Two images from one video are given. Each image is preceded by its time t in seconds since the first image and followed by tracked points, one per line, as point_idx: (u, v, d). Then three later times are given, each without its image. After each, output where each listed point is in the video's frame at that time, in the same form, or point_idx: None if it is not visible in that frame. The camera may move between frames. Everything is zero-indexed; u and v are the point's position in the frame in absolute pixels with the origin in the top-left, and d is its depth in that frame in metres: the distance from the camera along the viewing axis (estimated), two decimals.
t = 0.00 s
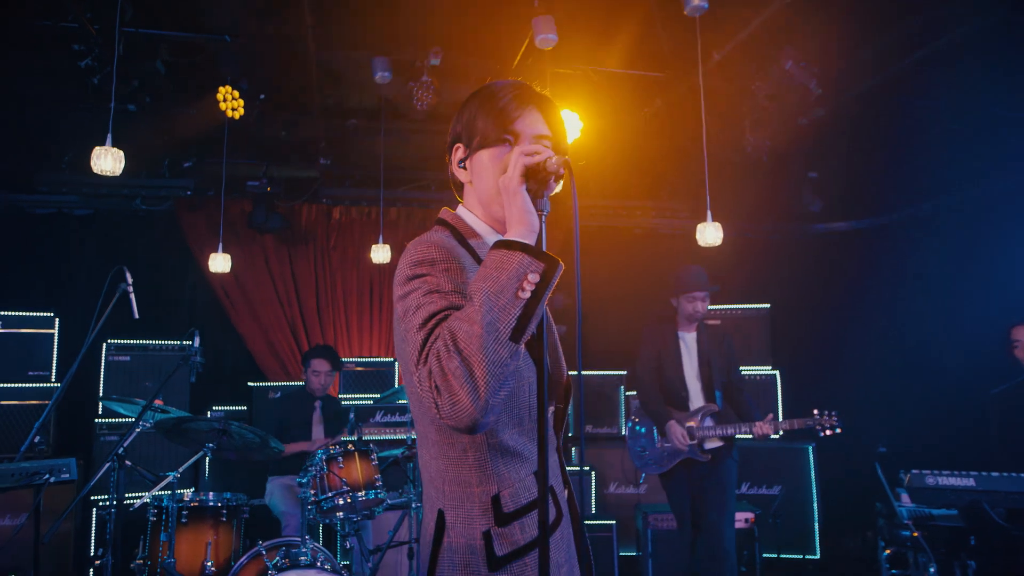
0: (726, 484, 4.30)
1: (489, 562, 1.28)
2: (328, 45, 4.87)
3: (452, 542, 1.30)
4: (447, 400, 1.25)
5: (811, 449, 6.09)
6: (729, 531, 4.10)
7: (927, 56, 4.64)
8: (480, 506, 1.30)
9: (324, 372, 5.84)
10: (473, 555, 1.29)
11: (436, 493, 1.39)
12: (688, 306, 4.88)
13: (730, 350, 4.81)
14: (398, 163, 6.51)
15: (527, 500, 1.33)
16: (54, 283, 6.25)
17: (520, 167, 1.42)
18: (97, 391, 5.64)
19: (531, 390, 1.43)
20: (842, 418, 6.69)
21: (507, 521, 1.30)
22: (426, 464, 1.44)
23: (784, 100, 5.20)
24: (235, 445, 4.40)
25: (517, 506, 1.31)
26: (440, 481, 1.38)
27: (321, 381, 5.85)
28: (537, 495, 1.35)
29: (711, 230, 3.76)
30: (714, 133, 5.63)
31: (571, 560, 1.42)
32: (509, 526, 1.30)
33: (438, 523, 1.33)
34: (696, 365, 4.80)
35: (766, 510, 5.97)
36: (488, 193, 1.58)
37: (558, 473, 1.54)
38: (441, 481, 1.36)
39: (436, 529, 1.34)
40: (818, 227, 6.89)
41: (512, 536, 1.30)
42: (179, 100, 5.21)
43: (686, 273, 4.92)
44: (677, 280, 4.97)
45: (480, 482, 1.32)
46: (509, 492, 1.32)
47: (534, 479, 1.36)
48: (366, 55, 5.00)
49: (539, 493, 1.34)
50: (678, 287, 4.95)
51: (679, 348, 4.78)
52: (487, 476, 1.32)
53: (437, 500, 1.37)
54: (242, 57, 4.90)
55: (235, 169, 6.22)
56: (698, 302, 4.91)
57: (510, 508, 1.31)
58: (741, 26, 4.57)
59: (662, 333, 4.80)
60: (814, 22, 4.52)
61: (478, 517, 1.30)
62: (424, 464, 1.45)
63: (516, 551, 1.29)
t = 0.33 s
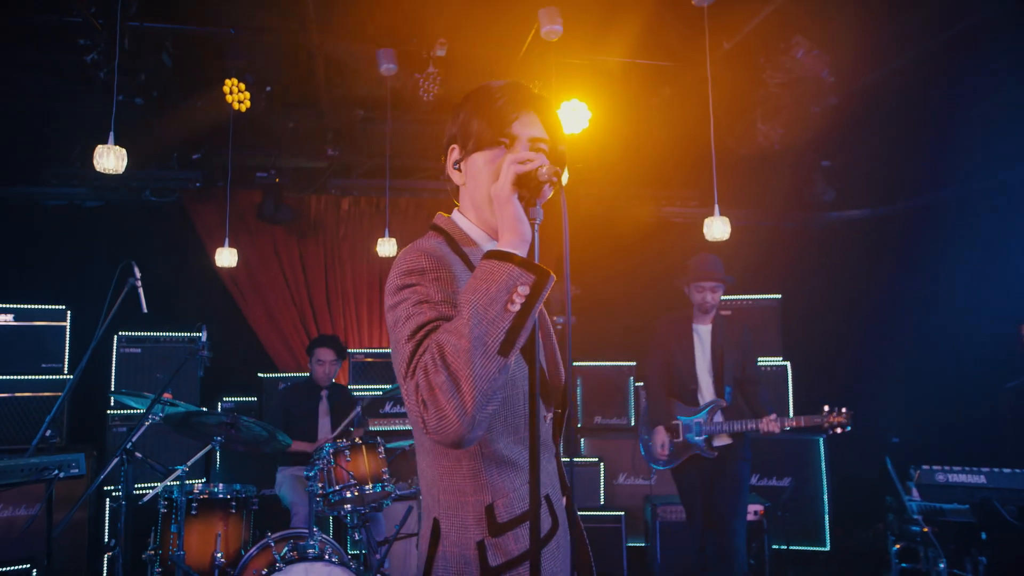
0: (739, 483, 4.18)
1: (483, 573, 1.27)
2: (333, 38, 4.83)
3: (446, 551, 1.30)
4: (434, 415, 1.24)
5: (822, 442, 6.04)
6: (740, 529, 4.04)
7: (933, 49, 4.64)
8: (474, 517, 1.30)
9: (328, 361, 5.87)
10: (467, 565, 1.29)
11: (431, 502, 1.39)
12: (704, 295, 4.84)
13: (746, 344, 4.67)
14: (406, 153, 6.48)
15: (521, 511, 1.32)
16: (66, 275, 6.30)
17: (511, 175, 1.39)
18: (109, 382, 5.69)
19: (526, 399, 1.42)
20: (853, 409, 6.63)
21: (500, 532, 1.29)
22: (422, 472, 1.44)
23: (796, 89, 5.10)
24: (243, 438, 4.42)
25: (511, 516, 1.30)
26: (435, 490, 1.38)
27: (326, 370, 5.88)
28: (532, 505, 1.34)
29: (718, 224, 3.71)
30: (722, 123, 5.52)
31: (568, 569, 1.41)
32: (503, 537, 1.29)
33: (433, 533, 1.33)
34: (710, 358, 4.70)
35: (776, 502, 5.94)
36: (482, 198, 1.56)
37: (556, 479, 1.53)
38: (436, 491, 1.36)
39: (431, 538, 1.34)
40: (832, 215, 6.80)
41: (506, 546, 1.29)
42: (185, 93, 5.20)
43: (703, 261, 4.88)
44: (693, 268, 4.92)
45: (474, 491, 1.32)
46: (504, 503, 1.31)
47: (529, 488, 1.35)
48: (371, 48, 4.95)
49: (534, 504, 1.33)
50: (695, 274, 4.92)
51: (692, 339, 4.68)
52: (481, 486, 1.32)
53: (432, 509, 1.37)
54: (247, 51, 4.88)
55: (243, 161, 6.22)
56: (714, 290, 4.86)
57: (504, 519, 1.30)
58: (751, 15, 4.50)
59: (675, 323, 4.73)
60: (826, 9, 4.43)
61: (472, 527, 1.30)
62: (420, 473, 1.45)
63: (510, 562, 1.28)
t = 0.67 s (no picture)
0: (755, 478, 4.16)
1: None
2: (336, 32, 4.80)
3: (439, 562, 1.31)
4: (416, 432, 1.24)
5: (832, 435, 6.00)
6: (753, 528, 4.01)
7: (937, 46, 4.67)
8: (466, 528, 1.30)
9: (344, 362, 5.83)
10: None
11: (425, 511, 1.40)
12: (719, 287, 4.69)
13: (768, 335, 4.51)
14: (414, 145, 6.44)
15: (513, 522, 1.32)
16: (78, 268, 6.35)
17: (497, 188, 1.36)
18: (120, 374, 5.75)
19: (516, 411, 1.42)
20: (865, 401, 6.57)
21: (492, 543, 1.29)
22: (416, 480, 1.45)
23: (806, 79, 5.01)
24: (251, 432, 4.45)
25: (503, 528, 1.30)
26: (429, 500, 1.38)
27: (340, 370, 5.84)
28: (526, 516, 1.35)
29: (724, 221, 3.67)
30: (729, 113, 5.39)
31: None
32: (495, 548, 1.29)
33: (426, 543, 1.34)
34: (724, 351, 4.59)
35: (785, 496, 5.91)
36: (473, 206, 1.54)
37: (552, 488, 1.53)
38: (430, 501, 1.37)
39: (425, 548, 1.35)
40: (845, 204, 6.70)
41: (498, 558, 1.29)
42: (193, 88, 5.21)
43: (719, 252, 4.73)
44: (707, 258, 4.78)
45: (465, 502, 1.32)
46: (496, 514, 1.31)
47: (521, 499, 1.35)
48: (375, 40, 4.91)
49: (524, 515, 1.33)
50: (710, 265, 4.77)
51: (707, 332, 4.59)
52: (473, 497, 1.32)
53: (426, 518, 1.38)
54: (250, 45, 4.87)
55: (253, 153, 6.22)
56: (728, 282, 4.73)
57: (496, 530, 1.30)
58: (758, 6, 4.43)
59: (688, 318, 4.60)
60: None
61: (464, 538, 1.30)
62: (415, 481, 1.46)
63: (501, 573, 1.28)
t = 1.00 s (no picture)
0: (768, 478, 4.05)
1: None
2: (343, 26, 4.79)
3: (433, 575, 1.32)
4: (405, 453, 1.23)
5: (845, 429, 5.94)
6: (763, 528, 3.97)
7: (953, 36, 4.59)
8: (461, 542, 1.31)
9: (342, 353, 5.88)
10: None
11: (421, 522, 1.40)
12: (730, 286, 4.44)
13: (789, 330, 4.20)
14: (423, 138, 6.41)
15: (506, 536, 1.32)
16: (92, 262, 6.41)
17: (485, 204, 1.34)
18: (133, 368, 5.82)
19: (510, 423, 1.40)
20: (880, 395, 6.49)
21: (486, 558, 1.29)
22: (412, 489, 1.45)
23: (819, 70, 4.92)
24: (260, 428, 4.48)
25: (497, 542, 1.30)
26: (424, 511, 1.39)
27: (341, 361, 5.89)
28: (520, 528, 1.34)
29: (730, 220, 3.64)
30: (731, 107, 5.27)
31: None
32: (489, 563, 1.29)
33: (422, 554, 1.35)
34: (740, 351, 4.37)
35: (796, 491, 5.87)
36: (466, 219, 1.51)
37: (548, 497, 1.52)
38: (425, 512, 1.37)
39: (420, 560, 1.36)
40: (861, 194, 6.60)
41: (492, 572, 1.30)
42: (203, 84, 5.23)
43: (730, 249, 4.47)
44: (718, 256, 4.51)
45: (460, 516, 1.32)
46: (490, 528, 1.31)
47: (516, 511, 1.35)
48: (382, 35, 4.89)
49: (517, 529, 1.32)
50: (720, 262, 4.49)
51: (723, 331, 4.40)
52: (467, 511, 1.32)
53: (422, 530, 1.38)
54: (257, 40, 4.86)
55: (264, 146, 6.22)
56: (739, 280, 4.46)
57: (490, 544, 1.30)
58: None
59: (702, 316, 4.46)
60: None
61: (458, 552, 1.30)
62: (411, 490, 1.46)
63: None
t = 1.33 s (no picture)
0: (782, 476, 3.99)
1: None
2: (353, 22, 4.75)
3: None
4: (397, 475, 1.22)
5: (860, 425, 5.87)
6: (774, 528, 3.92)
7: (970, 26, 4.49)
8: (456, 555, 1.30)
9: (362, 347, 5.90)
10: None
11: (418, 533, 1.40)
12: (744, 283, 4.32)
13: (801, 327, 4.17)
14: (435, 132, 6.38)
15: (500, 550, 1.31)
16: (109, 257, 6.49)
17: (478, 222, 1.31)
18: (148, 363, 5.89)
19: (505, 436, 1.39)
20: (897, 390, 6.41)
21: (481, 571, 1.29)
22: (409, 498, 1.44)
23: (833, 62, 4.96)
24: (272, 423, 4.52)
25: (491, 555, 1.30)
26: (420, 522, 1.38)
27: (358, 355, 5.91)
28: (516, 542, 1.34)
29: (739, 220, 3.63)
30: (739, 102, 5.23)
31: None
32: None
33: (417, 566, 1.35)
34: (754, 347, 4.26)
35: (810, 487, 5.83)
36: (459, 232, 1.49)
37: (544, 509, 1.51)
38: (421, 523, 1.37)
39: (416, 571, 1.35)
40: (879, 185, 6.50)
41: None
42: (215, 81, 5.25)
43: (743, 245, 4.34)
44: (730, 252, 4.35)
45: (455, 530, 1.31)
46: (485, 542, 1.31)
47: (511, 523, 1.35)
48: (392, 30, 4.86)
49: (510, 545, 1.32)
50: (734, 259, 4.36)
51: (737, 329, 4.30)
52: (462, 525, 1.31)
53: (418, 540, 1.38)
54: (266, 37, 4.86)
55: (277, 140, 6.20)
56: (753, 276, 4.33)
57: (485, 558, 1.30)
58: None
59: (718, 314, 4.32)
60: None
61: (453, 565, 1.30)
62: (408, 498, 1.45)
63: None
